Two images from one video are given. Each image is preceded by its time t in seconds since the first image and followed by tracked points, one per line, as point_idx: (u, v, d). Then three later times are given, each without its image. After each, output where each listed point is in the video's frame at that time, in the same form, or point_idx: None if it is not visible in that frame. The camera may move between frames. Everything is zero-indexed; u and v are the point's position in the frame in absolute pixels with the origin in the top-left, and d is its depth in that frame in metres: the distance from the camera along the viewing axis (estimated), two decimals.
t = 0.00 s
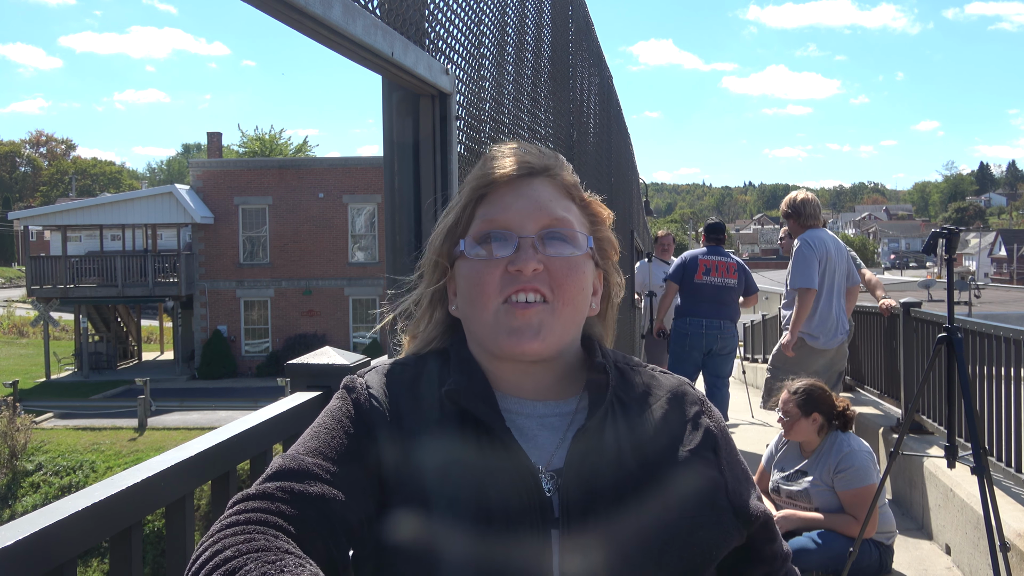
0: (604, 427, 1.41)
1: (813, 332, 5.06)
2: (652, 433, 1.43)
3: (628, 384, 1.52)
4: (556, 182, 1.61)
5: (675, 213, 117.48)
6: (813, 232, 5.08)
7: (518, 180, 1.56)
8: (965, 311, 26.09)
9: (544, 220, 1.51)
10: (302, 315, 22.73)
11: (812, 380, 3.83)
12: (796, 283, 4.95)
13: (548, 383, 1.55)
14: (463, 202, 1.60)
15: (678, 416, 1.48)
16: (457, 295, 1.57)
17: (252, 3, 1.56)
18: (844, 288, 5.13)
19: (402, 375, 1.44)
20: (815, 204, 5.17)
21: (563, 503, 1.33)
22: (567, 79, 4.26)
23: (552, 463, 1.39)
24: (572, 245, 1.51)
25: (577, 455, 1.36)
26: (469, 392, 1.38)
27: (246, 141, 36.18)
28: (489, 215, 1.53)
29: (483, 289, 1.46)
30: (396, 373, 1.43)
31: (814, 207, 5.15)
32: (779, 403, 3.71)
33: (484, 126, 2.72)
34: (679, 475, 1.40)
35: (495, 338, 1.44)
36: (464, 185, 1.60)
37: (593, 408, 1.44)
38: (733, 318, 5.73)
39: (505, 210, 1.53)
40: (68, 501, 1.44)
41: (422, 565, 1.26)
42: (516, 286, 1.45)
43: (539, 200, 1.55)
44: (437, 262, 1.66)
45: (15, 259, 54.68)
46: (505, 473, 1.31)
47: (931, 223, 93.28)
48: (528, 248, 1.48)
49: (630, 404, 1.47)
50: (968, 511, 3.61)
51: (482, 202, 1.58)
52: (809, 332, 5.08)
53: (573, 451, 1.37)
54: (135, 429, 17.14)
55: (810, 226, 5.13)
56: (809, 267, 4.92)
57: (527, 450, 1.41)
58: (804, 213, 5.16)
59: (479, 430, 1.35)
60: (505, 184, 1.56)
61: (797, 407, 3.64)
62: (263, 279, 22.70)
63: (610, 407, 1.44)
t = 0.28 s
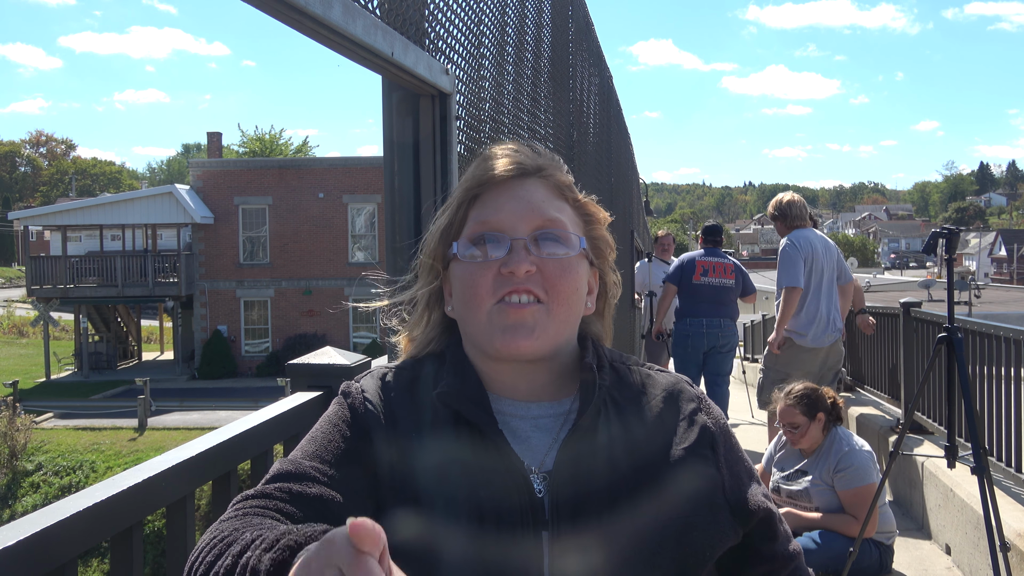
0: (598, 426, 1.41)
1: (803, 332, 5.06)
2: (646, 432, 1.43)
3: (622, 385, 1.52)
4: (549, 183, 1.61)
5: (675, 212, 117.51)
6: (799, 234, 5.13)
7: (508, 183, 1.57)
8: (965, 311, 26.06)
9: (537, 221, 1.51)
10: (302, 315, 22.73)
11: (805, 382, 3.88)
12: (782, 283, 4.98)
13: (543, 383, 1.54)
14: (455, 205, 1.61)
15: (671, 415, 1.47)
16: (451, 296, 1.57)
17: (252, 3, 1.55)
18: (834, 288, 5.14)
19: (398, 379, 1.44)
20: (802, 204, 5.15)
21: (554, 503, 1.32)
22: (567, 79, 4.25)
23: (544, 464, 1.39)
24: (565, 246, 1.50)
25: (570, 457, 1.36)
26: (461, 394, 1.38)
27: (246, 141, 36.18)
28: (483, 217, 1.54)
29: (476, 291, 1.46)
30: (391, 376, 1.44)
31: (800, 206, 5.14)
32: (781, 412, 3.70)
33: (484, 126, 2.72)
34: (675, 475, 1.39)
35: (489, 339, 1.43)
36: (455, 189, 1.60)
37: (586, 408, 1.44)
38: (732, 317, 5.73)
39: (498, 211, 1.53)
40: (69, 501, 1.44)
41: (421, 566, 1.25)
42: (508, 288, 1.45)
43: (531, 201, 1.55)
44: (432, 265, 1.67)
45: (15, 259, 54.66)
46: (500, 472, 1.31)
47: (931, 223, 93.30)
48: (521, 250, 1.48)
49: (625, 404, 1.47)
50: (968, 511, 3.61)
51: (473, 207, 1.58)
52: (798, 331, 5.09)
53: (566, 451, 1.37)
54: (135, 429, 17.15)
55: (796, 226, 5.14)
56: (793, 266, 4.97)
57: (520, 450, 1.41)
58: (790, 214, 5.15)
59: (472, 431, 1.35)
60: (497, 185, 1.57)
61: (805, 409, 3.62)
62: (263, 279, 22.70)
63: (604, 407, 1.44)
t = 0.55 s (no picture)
0: (602, 424, 1.41)
1: (776, 332, 5.10)
2: (648, 431, 1.43)
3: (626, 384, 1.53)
4: (550, 182, 1.61)
5: (675, 213, 117.58)
6: (777, 235, 5.19)
7: (508, 185, 1.56)
8: (965, 311, 26.10)
9: (538, 222, 1.51)
10: (302, 315, 22.72)
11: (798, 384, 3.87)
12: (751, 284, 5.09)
13: (545, 384, 1.54)
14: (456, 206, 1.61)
15: (673, 415, 1.47)
16: (453, 296, 1.58)
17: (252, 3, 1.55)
18: (815, 288, 5.12)
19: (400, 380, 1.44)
20: (783, 204, 5.16)
21: (557, 502, 1.32)
22: (567, 79, 4.25)
23: (547, 463, 1.39)
24: (567, 247, 1.50)
25: (574, 457, 1.36)
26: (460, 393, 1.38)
27: (246, 141, 36.16)
28: (483, 218, 1.54)
29: (477, 292, 1.46)
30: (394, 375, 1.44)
31: (780, 207, 5.16)
32: (779, 416, 3.68)
33: (484, 126, 2.72)
34: (678, 475, 1.39)
35: (491, 339, 1.43)
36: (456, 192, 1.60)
37: (589, 408, 1.43)
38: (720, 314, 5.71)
39: (499, 212, 1.53)
40: (69, 501, 1.43)
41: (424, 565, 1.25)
42: (511, 290, 1.45)
43: (533, 201, 1.55)
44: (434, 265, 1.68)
45: (15, 259, 54.53)
46: (502, 472, 1.31)
47: (931, 224, 93.26)
48: (523, 251, 1.47)
49: (627, 404, 1.47)
50: (968, 511, 3.61)
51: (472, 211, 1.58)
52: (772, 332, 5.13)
53: (568, 451, 1.37)
54: (135, 429, 17.15)
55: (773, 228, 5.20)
56: (762, 267, 5.09)
57: (523, 450, 1.41)
58: (769, 215, 5.21)
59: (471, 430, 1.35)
60: (499, 185, 1.57)
61: (802, 412, 3.60)
62: (263, 279, 22.70)
63: (607, 406, 1.44)
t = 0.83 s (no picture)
0: (607, 424, 1.42)
1: (758, 331, 5.15)
2: (653, 430, 1.43)
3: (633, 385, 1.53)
4: (553, 183, 1.61)
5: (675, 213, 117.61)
6: (760, 234, 5.19)
7: (512, 183, 1.56)
8: (964, 311, 26.12)
9: (541, 221, 1.51)
10: (302, 315, 22.72)
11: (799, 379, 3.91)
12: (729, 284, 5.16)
13: (551, 384, 1.54)
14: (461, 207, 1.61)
15: (679, 413, 1.48)
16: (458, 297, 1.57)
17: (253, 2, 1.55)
18: (798, 286, 5.12)
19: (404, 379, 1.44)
20: (769, 202, 5.15)
21: (564, 502, 1.33)
22: (567, 79, 4.25)
23: (554, 464, 1.39)
24: (571, 245, 1.50)
25: (581, 456, 1.36)
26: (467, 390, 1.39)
27: (246, 141, 36.15)
28: (487, 218, 1.54)
29: (482, 293, 1.46)
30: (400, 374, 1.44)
31: (765, 205, 5.16)
32: (790, 396, 3.69)
33: (484, 125, 2.72)
34: (682, 475, 1.39)
35: (498, 344, 1.43)
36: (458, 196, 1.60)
37: (595, 409, 1.44)
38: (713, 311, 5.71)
39: (502, 212, 1.53)
40: (70, 501, 1.44)
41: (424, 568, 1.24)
42: (515, 289, 1.45)
43: (536, 201, 1.55)
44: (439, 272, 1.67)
45: (14, 259, 54.43)
46: (508, 472, 1.31)
47: (931, 224, 93.26)
48: (526, 250, 1.47)
49: (634, 404, 1.47)
50: (968, 511, 3.61)
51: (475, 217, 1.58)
52: (756, 331, 5.18)
53: (574, 449, 1.37)
54: (135, 429, 17.14)
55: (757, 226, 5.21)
56: (740, 268, 5.11)
57: (531, 451, 1.41)
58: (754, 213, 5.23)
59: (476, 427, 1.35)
60: (503, 185, 1.56)
61: (816, 397, 3.66)
62: (263, 279, 22.72)
63: (611, 403, 1.45)
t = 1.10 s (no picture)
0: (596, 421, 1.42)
1: (746, 331, 5.20)
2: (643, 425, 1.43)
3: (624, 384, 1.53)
4: (536, 181, 1.59)
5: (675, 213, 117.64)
6: (748, 236, 5.22)
7: (493, 182, 1.55)
8: (965, 311, 26.18)
9: (521, 219, 1.50)
10: (302, 315, 22.72)
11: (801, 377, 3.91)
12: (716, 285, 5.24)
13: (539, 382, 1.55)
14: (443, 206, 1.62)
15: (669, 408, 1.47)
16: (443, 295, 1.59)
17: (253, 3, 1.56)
18: (786, 285, 5.10)
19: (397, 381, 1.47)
20: (760, 202, 5.16)
21: (558, 502, 1.34)
22: (567, 79, 4.25)
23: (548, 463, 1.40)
24: (553, 244, 1.49)
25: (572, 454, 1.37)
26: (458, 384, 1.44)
27: (246, 141, 36.12)
28: (469, 216, 1.53)
29: (462, 292, 1.47)
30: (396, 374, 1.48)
31: (755, 205, 5.17)
32: (792, 393, 3.69)
33: (484, 125, 2.71)
34: (678, 475, 1.37)
35: (480, 343, 1.45)
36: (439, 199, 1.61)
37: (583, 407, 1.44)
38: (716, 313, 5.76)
39: (483, 211, 1.52)
40: (69, 501, 1.43)
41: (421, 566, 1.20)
42: (496, 286, 1.45)
43: (518, 199, 1.53)
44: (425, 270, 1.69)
45: (15, 259, 54.38)
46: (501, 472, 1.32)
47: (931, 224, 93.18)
48: (506, 249, 1.46)
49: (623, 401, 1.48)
50: (968, 511, 3.61)
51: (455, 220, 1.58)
52: (745, 332, 5.22)
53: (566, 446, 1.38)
54: (135, 429, 17.15)
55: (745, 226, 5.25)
56: (724, 270, 5.18)
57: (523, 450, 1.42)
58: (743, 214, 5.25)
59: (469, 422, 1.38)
60: (484, 183, 1.55)
61: (818, 395, 3.66)
62: (263, 279, 22.73)
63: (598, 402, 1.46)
